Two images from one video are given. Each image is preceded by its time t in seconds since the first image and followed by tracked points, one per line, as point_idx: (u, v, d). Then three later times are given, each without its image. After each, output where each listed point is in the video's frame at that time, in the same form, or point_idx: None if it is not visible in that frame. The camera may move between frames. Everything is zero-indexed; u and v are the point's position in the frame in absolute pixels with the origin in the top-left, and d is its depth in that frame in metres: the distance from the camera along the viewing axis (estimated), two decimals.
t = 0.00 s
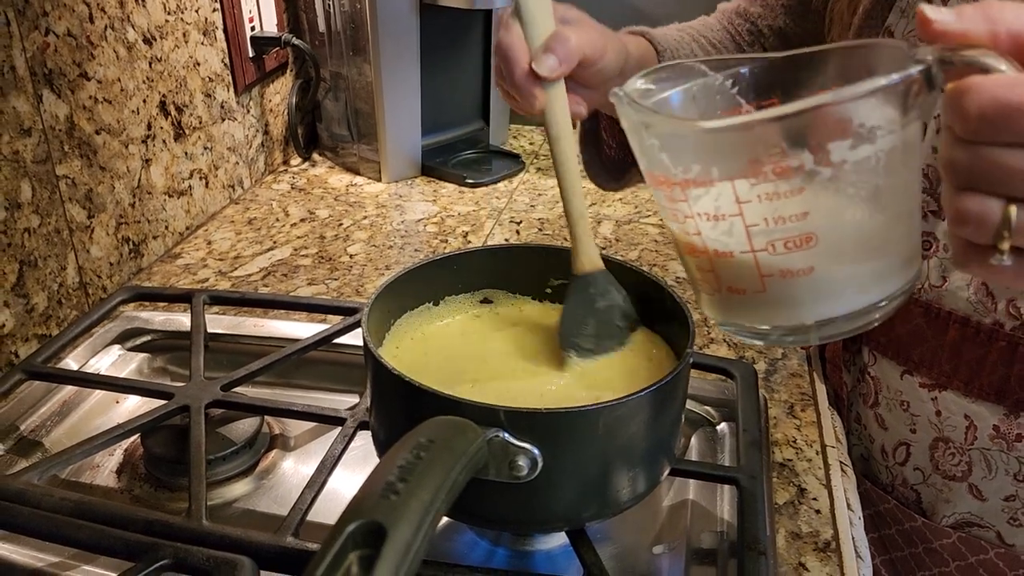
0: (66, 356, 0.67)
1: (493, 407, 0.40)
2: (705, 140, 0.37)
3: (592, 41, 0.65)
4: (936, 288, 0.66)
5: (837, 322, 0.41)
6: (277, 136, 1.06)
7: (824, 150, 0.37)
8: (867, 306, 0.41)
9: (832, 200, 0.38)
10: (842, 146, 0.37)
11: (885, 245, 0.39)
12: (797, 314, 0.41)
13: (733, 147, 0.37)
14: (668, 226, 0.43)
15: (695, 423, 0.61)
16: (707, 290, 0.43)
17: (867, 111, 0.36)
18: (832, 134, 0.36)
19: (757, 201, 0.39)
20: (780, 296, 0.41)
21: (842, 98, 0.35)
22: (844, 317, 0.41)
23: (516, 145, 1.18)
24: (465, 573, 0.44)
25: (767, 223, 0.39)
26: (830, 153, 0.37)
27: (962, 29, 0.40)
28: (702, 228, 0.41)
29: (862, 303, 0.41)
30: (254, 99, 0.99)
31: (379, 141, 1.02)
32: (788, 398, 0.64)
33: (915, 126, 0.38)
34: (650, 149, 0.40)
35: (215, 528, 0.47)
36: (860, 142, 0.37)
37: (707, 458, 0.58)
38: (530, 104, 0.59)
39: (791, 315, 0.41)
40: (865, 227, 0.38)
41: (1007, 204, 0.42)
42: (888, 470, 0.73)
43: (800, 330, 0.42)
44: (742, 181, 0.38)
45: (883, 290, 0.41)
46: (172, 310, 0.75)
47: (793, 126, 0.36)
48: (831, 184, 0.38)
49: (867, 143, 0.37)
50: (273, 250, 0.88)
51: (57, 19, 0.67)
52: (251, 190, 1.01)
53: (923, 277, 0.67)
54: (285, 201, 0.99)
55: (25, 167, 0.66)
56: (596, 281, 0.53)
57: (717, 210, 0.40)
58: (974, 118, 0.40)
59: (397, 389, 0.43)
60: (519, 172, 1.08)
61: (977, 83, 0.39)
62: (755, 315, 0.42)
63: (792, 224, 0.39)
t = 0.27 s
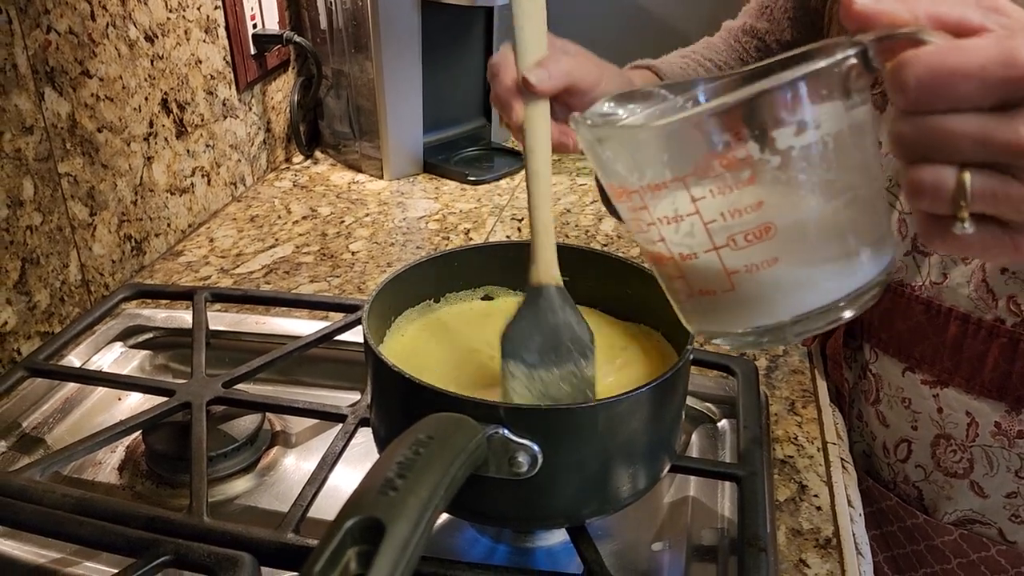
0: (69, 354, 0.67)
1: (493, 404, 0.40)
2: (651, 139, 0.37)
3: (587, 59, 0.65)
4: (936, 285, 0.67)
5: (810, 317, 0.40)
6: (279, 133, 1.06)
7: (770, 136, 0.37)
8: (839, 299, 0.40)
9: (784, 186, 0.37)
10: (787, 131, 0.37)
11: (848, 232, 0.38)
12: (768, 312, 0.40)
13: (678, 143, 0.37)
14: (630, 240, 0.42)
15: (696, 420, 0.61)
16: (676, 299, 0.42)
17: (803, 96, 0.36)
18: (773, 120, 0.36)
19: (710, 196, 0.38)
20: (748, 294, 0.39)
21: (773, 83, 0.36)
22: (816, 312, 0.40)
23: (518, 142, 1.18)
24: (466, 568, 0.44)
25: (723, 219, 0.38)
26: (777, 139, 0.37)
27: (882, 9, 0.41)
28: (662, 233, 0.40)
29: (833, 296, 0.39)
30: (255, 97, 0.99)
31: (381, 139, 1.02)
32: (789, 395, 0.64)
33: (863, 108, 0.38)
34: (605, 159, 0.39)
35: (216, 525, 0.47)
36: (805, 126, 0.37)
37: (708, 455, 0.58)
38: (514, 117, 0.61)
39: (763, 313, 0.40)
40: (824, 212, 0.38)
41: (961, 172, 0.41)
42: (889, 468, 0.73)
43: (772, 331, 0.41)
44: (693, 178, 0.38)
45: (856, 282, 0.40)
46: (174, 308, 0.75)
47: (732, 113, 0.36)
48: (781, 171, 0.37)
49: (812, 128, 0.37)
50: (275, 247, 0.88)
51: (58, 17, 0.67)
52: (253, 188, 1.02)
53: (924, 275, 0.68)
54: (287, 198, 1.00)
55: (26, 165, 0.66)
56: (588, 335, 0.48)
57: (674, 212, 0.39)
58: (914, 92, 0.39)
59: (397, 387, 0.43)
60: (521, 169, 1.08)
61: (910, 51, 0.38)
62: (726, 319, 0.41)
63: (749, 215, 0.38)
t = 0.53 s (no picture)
0: (71, 351, 0.67)
1: (493, 402, 0.40)
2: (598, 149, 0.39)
3: None
4: (936, 282, 0.67)
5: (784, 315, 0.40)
6: (280, 130, 1.06)
7: (708, 131, 0.37)
8: (811, 293, 0.39)
9: (729, 177, 0.38)
10: (726, 124, 0.37)
11: (806, 221, 0.38)
12: (738, 314, 0.39)
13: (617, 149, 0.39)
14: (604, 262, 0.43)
15: (697, 417, 0.61)
16: (654, 313, 0.42)
17: (735, 91, 0.36)
18: (705, 116, 0.37)
19: (659, 197, 0.39)
20: (716, 295, 0.39)
21: (695, 83, 0.36)
22: (789, 309, 0.39)
23: (519, 139, 1.18)
24: (465, 565, 0.44)
25: (677, 218, 0.39)
26: (717, 133, 0.37)
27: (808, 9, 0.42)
28: (626, 241, 0.41)
29: (802, 291, 0.39)
30: (257, 94, 0.99)
31: (383, 136, 1.02)
32: (791, 392, 0.64)
33: (802, 100, 0.38)
34: (562, 185, 0.41)
35: (217, 522, 0.47)
36: (743, 117, 0.37)
37: (709, 452, 0.58)
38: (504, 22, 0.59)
39: (734, 316, 0.39)
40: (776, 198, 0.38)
41: (905, 131, 0.41)
42: (890, 464, 0.74)
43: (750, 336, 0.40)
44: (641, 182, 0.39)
45: (825, 274, 0.39)
46: (176, 305, 0.75)
47: (663, 114, 0.37)
48: (727, 164, 0.37)
49: (751, 118, 0.37)
50: (276, 244, 0.88)
51: (60, 15, 0.67)
52: (255, 185, 1.02)
53: (924, 271, 0.68)
54: (289, 195, 1.00)
55: (28, 162, 0.66)
56: (517, 253, 0.52)
57: (634, 219, 0.40)
58: (841, 66, 0.39)
59: (397, 386, 0.43)
60: (522, 166, 1.08)
61: (827, 18, 0.39)
62: (700, 326, 0.40)
63: (700, 210, 0.38)
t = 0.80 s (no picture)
0: (71, 348, 0.67)
1: (491, 398, 0.40)
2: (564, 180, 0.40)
3: None
4: (937, 278, 0.67)
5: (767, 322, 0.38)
6: (282, 128, 1.06)
7: (660, 144, 0.37)
8: (791, 297, 0.37)
9: (686, 185, 0.37)
10: (676, 136, 0.36)
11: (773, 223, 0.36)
12: (718, 327, 0.37)
13: (581, 173, 0.39)
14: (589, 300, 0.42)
15: (698, 415, 0.61)
16: (636, 341, 0.41)
17: (680, 106, 0.36)
18: (654, 128, 0.36)
19: (623, 214, 0.39)
20: (693, 309, 0.38)
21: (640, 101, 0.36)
22: (772, 314, 0.37)
23: (522, 136, 1.18)
24: (463, 562, 0.44)
25: (642, 232, 0.38)
26: (670, 146, 0.36)
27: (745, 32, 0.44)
28: (599, 268, 0.40)
29: (780, 295, 0.37)
30: (258, 92, 0.99)
31: (384, 133, 1.02)
32: (792, 389, 0.64)
33: (753, 110, 0.37)
34: (538, 226, 0.42)
35: (215, 518, 0.47)
36: (692, 127, 0.36)
37: (709, 449, 0.58)
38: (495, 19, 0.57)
39: (713, 329, 0.38)
40: (736, 200, 0.36)
41: (849, 114, 0.36)
42: (892, 461, 0.74)
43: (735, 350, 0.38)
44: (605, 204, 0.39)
45: (804, 275, 0.37)
46: (176, 303, 0.75)
47: (616, 136, 0.37)
48: (682, 172, 0.37)
49: (700, 128, 0.36)
50: (277, 242, 0.88)
51: (59, 12, 0.67)
52: (257, 183, 1.02)
53: (924, 266, 0.68)
54: (290, 193, 0.99)
55: (28, 159, 0.66)
56: (504, 243, 0.53)
57: (603, 241, 0.39)
58: (777, 64, 0.37)
59: (395, 383, 0.43)
60: (524, 163, 1.07)
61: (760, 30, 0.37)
62: (680, 345, 0.39)
63: (665, 221, 0.37)
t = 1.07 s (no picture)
0: (72, 345, 0.67)
1: (491, 396, 0.40)
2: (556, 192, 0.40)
3: None
4: (938, 275, 0.67)
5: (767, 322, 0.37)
6: (283, 125, 1.06)
7: (645, 150, 0.37)
8: (788, 296, 0.37)
9: (675, 187, 0.37)
10: (660, 141, 0.37)
11: (764, 220, 0.36)
12: (716, 327, 0.37)
13: (573, 182, 0.40)
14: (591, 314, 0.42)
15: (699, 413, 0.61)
16: (638, 350, 0.41)
17: (665, 112, 0.37)
18: (638, 134, 0.37)
19: (613, 221, 0.39)
20: (690, 311, 0.38)
21: (622, 110, 0.37)
22: (771, 314, 0.37)
23: (523, 134, 1.17)
24: (463, 560, 0.44)
25: (634, 237, 0.38)
26: (655, 151, 0.37)
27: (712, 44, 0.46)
28: (596, 278, 0.40)
29: (778, 291, 0.36)
30: (259, 89, 0.98)
31: (385, 130, 1.02)
32: (794, 387, 0.63)
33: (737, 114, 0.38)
34: (536, 245, 0.42)
35: (215, 516, 0.47)
36: (675, 133, 0.37)
37: (710, 447, 0.58)
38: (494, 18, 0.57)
39: (711, 330, 0.37)
40: (725, 199, 0.36)
41: (828, 101, 0.36)
42: (894, 459, 0.74)
43: (736, 351, 0.38)
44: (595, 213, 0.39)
45: (801, 273, 0.36)
46: (177, 300, 0.75)
47: (601, 147, 0.38)
48: (670, 176, 0.37)
49: (683, 132, 0.36)
50: (278, 239, 0.88)
51: (60, 9, 0.67)
52: (258, 180, 1.01)
53: (925, 263, 0.68)
54: (291, 190, 0.99)
55: (29, 157, 0.66)
56: (500, 240, 0.53)
57: (597, 250, 0.39)
58: (755, 59, 0.38)
59: (396, 381, 0.42)
60: (526, 161, 1.07)
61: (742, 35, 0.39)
62: (681, 349, 0.38)
63: (655, 224, 0.38)
